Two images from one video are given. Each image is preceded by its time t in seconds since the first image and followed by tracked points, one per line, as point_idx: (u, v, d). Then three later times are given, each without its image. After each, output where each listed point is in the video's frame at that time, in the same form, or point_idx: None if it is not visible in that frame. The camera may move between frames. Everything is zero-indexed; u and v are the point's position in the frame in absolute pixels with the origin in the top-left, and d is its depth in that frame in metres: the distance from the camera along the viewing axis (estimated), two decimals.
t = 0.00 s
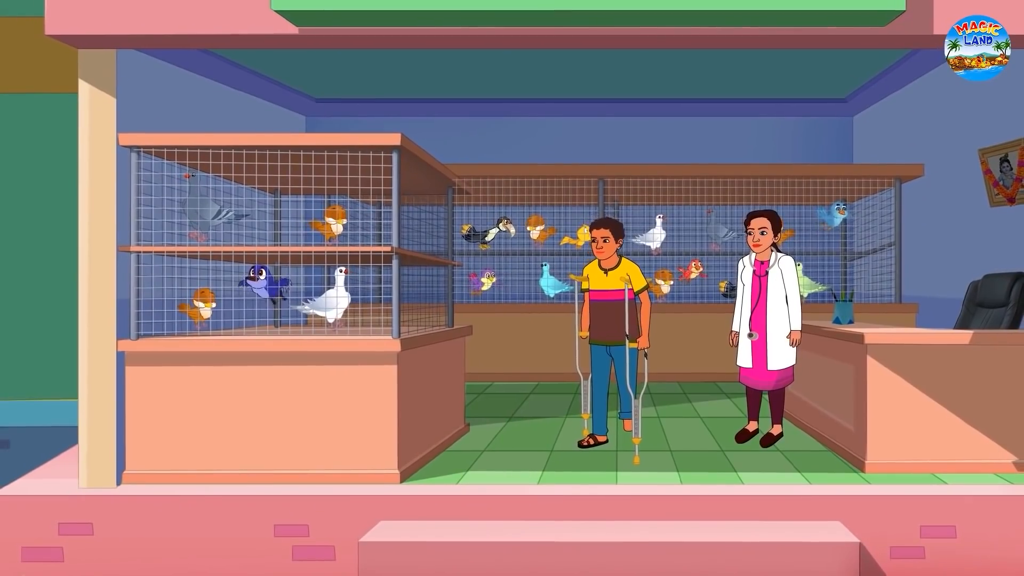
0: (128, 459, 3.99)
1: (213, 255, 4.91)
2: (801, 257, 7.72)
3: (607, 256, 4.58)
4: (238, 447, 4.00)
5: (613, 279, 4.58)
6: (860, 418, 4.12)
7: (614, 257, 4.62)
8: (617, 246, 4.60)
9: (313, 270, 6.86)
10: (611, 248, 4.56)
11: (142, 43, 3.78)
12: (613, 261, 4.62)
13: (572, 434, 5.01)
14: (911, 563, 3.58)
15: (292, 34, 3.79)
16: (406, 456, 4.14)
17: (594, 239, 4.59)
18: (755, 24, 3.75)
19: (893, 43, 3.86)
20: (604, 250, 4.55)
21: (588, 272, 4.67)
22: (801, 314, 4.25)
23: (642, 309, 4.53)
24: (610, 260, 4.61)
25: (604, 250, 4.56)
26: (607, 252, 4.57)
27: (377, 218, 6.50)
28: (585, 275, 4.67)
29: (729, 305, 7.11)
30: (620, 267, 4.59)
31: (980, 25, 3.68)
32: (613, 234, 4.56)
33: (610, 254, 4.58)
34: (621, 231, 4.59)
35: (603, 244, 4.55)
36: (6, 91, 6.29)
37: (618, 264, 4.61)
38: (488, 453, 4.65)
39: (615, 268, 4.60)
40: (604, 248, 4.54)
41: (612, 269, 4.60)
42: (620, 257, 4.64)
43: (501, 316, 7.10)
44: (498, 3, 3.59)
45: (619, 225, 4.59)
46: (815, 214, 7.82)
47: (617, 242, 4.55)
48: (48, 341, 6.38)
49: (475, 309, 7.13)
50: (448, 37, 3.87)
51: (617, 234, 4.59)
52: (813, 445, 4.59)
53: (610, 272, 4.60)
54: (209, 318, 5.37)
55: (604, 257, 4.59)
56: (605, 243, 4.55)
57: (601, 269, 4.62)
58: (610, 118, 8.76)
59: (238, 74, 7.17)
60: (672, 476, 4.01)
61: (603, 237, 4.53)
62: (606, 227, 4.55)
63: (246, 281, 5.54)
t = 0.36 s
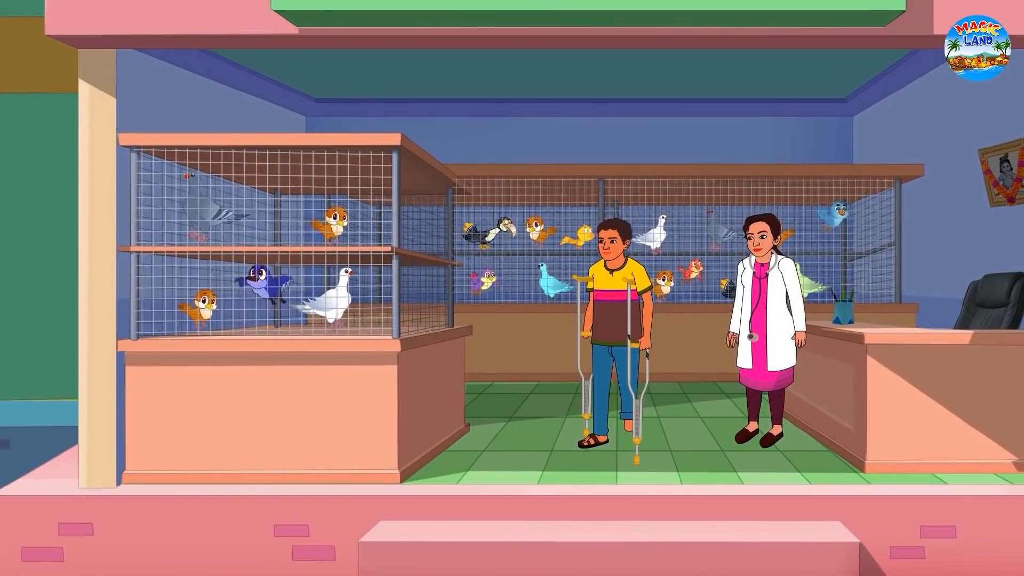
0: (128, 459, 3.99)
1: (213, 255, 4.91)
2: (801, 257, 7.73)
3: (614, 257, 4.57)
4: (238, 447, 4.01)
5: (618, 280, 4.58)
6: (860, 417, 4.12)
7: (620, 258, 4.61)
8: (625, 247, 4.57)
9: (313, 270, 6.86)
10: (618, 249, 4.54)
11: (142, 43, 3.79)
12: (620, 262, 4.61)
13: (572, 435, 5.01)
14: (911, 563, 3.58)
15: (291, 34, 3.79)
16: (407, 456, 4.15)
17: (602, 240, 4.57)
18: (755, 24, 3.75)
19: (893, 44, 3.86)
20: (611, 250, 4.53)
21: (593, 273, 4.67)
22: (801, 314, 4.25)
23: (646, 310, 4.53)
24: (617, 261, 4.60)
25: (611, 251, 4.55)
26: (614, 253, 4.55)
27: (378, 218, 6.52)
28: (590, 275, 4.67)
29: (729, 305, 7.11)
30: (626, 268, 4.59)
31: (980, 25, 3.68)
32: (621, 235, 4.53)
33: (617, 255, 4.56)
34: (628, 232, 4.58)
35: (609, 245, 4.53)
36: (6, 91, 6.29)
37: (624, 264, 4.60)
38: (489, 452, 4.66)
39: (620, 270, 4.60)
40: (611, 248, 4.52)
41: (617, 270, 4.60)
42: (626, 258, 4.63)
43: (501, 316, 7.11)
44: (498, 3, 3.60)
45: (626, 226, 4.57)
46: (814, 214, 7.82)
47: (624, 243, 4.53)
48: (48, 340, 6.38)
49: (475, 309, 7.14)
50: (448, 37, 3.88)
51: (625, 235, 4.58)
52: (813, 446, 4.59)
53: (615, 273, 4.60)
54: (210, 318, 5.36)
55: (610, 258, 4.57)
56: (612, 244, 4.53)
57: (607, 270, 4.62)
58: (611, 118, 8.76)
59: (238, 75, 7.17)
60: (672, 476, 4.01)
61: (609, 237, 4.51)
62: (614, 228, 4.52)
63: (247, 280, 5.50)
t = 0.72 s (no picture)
0: (128, 459, 3.99)
1: (213, 255, 4.91)
2: (801, 257, 7.72)
3: (614, 255, 4.57)
4: (238, 447, 4.01)
5: (618, 278, 4.59)
6: (860, 418, 4.11)
7: (620, 256, 4.62)
8: (624, 244, 4.59)
9: (313, 270, 6.87)
10: (618, 247, 4.55)
11: (142, 43, 3.79)
12: (620, 260, 4.62)
13: (572, 434, 5.01)
14: (911, 563, 3.58)
15: (291, 34, 3.79)
16: (407, 456, 4.15)
17: (602, 238, 4.58)
18: (754, 24, 3.74)
19: (893, 43, 3.86)
20: (611, 247, 4.54)
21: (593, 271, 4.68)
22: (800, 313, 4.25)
23: (646, 308, 4.54)
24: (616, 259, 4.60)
25: (611, 249, 4.55)
26: (614, 251, 4.56)
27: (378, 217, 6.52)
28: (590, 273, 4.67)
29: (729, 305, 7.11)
30: (626, 266, 4.59)
31: (981, 25, 3.67)
32: (621, 232, 4.53)
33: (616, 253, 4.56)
34: (628, 230, 4.59)
35: (609, 243, 4.54)
36: (6, 91, 6.29)
37: (624, 262, 4.61)
38: (489, 452, 4.66)
39: (620, 268, 4.60)
40: (611, 245, 4.52)
41: (617, 268, 4.60)
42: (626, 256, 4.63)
43: (501, 316, 7.11)
44: (498, 4, 3.59)
45: (626, 224, 4.59)
46: (814, 214, 7.82)
47: (624, 241, 4.54)
48: (49, 340, 6.38)
49: (474, 309, 7.15)
50: (448, 38, 3.87)
51: (624, 232, 4.59)
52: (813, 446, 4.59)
53: (615, 271, 4.60)
54: (210, 318, 5.35)
55: (610, 255, 4.58)
56: (612, 241, 4.54)
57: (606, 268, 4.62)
58: (611, 118, 8.76)
59: (238, 75, 7.18)
60: (672, 476, 4.01)
61: (609, 235, 4.51)
62: (614, 224, 4.53)
63: (247, 280, 5.51)
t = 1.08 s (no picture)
0: (128, 459, 3.99)
1: (213, 255, 4.90)
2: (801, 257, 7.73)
3: (614, 255, 4.58)
4: (238, 448, 4.01)
5: (618, 278, 4.59)
6: (860, 418, 4.11)
7: (620, 256, 4.62)
8: (625, 244, 4.59)
9: (313, 270, 6.87)
10: (618, 247, 4.55)
11: (143, 43, 3.79)
12: (620, 260, 4.62)
13: (572, 434, 5.02)
14: (911, 563, 3.58)
15: (291, 34, 3.79)
16: (408, 456, 4.16)
17: (601, 238, 4.58)
18: (754, 24, 3.75)
19: (893, 43, 3.86)
20: (611, 247, 4.54)
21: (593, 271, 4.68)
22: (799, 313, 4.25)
23: (646, 308, 4.54)
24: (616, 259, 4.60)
25: (611, 249, 4.55)
26: (614, 251, 4.56)
27: (378, 217, 6.52)
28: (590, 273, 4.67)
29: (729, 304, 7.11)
30: (626, 266, 4.59)
31: (981, 25, 3.67)
32: (621, 233, 4.53)
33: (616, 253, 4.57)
34: (628, 230, 4.58)
35: (609, 243, 4.54)
36: (6, 91, 6.29)
37: (624, 262, 4.61)
38: (489, 452, 4.66)
39: (620, 268, 4.60)
40: (611, 246, 4.53)
41: (617, 268, 4.60)
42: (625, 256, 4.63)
43: (501, 316, 7.11)
44: (498, 4, 3.59)
45: (626, 224, 4.59)
46: (814, 214, 7.82)
47: (623, 241, 4.54)
48: (48, 340, 6.38)
49: (475, 309, 7.15)
50: (448, 38, 3.87)
51: (624, 233, 4.59)
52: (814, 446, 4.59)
53: (615, 271, 4.60)
54: (210, 318, 5.35)
55: (610, 255, 4.58)
56: (612, 241, 4.54)
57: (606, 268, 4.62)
58: (611, 117, 8.76)
59: (238, 75, 7.18)
60: (672, 476, 4.01)
61: (609, 235, 4.51)
62: (614, 224, 4.53)
63: (247, 280, 5.49)
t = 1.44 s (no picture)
0: (128, 459, 3.99)
1: (213, 255, 4.90)
2: (801, 257, 7.72)
3: (614, 255, 4.58)
4: (238, 448, 4.01)
5: (618, 278, 4.58)
6: (860, 418, 4.11)
7: (620, 256, 4.62)
8: (624, 244, 4.59)
9: (313, 270, 6.87)
10: (618, 247, 4.55)
11: (143, 43, 3.79)
12: (620, 260, 4.62)
13: (572, 434, 5.02)
14: (911, 563, 3.58)
15: (291, 34, 3.79)
16: (408, 456, 4.16)
17: (602, 238, 4.58)
18: (754, 24, 3.74)
19: (893, 43, 3.86)
20: (611, 247, 4.54)
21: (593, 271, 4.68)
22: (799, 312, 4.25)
23: (646, 308, 4.55)
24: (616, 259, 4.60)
25: (611, 249, 4.55)
26: (614, 251, 4.56)
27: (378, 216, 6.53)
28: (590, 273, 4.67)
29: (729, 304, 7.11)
30: (626, 266, 4.59)
31: (981, 25, 3.67)
32: (621, 232, 4.53)
33: (616, 253, 4.56)
34: (628, 230, 4.58)
35: (610, 242, 4.54)
36: (6, 91, 6.29)
37: (624, 262, 4.61)
38: (489, 452, 4.65)
39: (620, 268, 4.60)
40: (611, 245, 4.53)
41: (617, 268, 4.60)
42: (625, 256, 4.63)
43: (501, 316, 7.11)
44: (498, 4, 3.59)
45: (626, 223, 4.59)
46: (814, 214, 7.81)
47: (623, 241, 4.54)
48: (48, 340, 6.38)
49: (475, 309, 7.15)
50: (448, 38, 3.87)
51: (625, 232, 4.59)
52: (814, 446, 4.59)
53: (615, 271, 4.60)
54: (210, 318, 5.34)
55: (610, 255, 4.58)
56: (612, 241, 4.54)
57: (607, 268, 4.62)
58: (611, 117, 8.76)
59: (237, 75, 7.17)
60: (672, 476, 4.01)
61: (609, 235, 4.51)
62: (614, 225, 4.53)
63: (247, 280, 5.48)
